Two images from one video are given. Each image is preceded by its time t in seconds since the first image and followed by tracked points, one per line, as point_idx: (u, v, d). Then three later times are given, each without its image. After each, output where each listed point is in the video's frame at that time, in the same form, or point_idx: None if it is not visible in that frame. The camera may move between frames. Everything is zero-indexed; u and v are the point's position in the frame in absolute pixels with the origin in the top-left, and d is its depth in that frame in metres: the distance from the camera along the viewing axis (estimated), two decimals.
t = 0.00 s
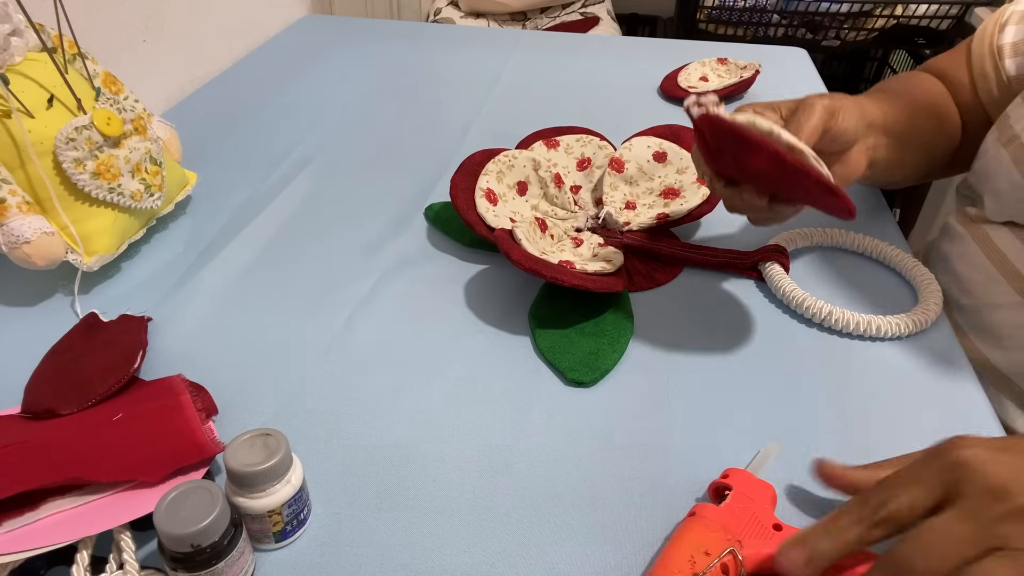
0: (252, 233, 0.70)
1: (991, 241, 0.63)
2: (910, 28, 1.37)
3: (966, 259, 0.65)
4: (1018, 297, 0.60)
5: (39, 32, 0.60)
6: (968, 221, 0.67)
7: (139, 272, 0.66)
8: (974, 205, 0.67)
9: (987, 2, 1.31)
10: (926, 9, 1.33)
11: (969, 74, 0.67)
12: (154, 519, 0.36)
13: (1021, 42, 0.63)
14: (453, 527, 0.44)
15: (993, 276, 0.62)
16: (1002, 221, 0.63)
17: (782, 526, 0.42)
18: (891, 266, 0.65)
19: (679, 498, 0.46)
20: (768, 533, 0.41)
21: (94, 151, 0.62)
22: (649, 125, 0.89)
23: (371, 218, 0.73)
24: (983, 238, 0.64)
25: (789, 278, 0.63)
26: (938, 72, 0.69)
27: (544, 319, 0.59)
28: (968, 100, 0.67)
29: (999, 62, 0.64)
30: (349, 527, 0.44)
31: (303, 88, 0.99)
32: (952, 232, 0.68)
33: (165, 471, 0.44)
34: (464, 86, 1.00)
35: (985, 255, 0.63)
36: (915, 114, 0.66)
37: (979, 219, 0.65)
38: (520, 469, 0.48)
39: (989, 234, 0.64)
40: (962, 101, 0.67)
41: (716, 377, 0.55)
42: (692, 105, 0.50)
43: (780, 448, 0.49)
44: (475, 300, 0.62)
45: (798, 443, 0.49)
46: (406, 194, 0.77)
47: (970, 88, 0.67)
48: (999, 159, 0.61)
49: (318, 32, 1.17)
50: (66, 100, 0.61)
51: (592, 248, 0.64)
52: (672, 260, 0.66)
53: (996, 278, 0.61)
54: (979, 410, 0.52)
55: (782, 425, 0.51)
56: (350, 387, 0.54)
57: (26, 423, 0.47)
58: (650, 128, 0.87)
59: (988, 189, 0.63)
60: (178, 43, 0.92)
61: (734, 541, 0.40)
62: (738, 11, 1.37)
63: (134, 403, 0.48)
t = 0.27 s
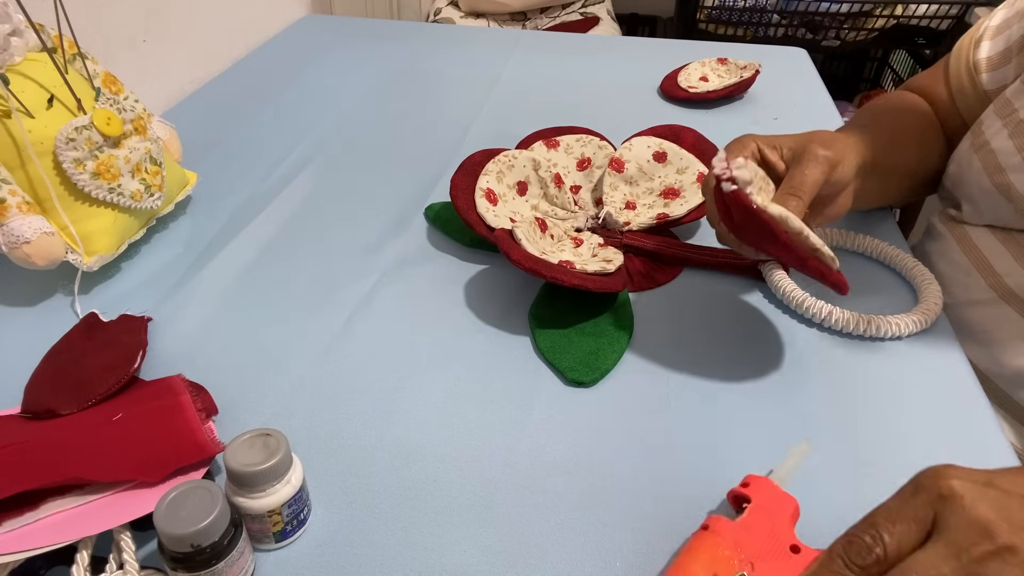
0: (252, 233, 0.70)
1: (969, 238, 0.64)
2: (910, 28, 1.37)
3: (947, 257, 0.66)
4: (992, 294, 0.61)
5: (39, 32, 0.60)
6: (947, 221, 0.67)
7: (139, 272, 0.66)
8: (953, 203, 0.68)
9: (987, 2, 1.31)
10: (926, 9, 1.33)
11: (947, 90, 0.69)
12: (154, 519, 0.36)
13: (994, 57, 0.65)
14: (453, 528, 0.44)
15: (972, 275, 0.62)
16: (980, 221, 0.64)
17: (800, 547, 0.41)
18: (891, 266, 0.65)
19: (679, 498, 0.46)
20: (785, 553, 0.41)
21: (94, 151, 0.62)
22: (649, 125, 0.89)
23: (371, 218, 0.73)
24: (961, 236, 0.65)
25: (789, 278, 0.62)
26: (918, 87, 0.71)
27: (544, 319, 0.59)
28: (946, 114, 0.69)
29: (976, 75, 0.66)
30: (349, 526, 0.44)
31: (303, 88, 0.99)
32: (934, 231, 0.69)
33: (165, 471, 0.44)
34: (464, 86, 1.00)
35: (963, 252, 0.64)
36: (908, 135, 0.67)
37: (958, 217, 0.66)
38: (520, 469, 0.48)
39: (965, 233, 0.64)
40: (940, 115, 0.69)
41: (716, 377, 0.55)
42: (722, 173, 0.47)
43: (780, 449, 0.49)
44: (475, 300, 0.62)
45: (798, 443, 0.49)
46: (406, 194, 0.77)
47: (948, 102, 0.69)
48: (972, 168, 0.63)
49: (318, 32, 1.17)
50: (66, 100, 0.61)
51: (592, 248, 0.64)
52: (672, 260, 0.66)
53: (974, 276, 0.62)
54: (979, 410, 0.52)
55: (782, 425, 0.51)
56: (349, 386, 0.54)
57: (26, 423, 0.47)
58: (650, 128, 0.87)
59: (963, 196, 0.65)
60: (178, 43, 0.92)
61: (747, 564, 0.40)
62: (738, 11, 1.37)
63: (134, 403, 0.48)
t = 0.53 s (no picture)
0: (252, 233, 0.70)
1: (966, 242, 0.64)
2: (911, 28, 1.37)
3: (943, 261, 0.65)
4: (991, 297, 0.61)
5: (39, 32, 0.60)
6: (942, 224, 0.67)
7: (139, 272, 0.66)
8: (950, 207, 0.67)
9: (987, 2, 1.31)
10: (926, 9, 1.33)
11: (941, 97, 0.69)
12: (154, 519, 0.36)
13: (986, 63, 0.65)
14: (452, 528, 0.44)
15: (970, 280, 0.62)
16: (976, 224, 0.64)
17: (824, 535, 0.40)
18: (891, 267, 0.65)
19: (679, 497, 0.46)
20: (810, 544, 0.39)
21: (94, 151, 0.62)
22: (649, 125, 0.89)
23: (370, 218, 0.73)
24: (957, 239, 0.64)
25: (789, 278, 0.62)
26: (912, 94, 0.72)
27: (544, 319, 0.59)
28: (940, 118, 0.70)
29: (970, 82, 0.67)
30: (350, 526, 0.44)
31: (303, 88, 0.99)
32: (930, 233, 0.69)
33: (165, 471, 0.44)
34: (464, 86, 1.00)
35: (960, 256, 0.64)
36: (906, 145, 0.67)
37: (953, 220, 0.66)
38: (520, 470, 0.48)
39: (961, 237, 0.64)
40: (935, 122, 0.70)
41: (716, 377, 0.55)
42: (741, 195, 0.47)
43: (779, 449, 0.49)
44: (475, 300, 0.62)
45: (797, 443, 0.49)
46: (406, 194, 0.77)
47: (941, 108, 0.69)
48: (967, 172, 0.63)
49: (318, 32, 1.17)
50: (66, 100, 0.61)
51: (592, 248, 0.64)
52: (672, 261, 0.66)
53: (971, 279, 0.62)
54: (979, 410, 0.52)
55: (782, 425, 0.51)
56: (349, 387, 0.54)
57: (26, 423, 0.47)
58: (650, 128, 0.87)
59: (958, 201, 0.65)
60: (178, 43, 0.92)
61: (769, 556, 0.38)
62: (738, 11, 1.37)
63: (134, 403, 0.48)
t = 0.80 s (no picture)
0: (252, 233, 0.70)
1: (966, 240, 0.64)
2: (911, 28, 1.37)
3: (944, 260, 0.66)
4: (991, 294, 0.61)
5: (39, 32, 0.60)
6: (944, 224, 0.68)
7: (139, 272, 0.66)
8: (950, 205, 0.68)
9: (987, 3, 1.31)
10: (926, 9, 1.33)
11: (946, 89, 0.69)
12: (154, 519, 0.36)
13: (997, 55, 0.65)
14: (452, 528, 0.44)
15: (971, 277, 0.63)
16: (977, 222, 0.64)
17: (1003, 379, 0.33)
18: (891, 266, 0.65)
19: (679, 497, 0.46)
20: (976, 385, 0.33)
21: (94, 151, 0.62)
22: (648, 125, 0.89)
23: (371, 218, 0.73)
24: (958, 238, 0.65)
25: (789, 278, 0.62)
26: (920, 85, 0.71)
27: (544, 319, 0.59)
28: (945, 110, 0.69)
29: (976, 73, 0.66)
30: (350, 526, 0.44)
31: (303, 88, 0.99)
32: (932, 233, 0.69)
33: (165, 471, 0.44)
34: (464, 86, 1.00)
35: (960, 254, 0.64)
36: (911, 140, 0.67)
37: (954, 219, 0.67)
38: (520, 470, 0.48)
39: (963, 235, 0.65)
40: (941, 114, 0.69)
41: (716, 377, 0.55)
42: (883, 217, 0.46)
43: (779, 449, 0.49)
44: (475, 300, 0.62)
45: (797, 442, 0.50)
46: (406, 194, 0.77)
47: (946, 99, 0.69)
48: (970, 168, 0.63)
49: (318, 32, 1.17)
50: (66, 100, 0.61)
51: (592, 248, 0.64)
52: (672, 260, 0.66)
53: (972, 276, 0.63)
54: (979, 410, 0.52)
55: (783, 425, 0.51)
56: (350, 387, 0.54)
57: (26, 423, 0.47)
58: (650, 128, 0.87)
59: (960, 198, 0.65)
60: (178, 43, 0.92)
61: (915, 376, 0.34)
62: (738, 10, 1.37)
63: (134, 404, 0.48)
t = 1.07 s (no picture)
0: (252, 233, 0.70)
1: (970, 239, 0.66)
2: (911, 28, 1.37)
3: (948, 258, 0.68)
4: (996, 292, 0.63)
5: (39, 32, 0.60)
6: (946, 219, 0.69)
7: (139, 271, 0.66)
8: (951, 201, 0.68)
9: (987, 3, 1.31)
10: (926, 9, 1.33)
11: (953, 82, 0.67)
12: (154, 519, 0.36)
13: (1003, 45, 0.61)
14: (452, 527, 0.44)
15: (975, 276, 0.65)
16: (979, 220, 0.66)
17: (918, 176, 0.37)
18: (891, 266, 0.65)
19: (679, 496, 0.46)
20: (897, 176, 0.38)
21: (94, 151, 0.62)
22: (648, 125, 0.89)
23: (371, 218, 0.73)
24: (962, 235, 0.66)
25: (790, 278, 0.62)
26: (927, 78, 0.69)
27: (544, 319, 0.59)
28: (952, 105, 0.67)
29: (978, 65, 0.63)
30: (350, 527, 0.44)
31: (303, 87, 0.99)
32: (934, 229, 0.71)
33: (165, 471, 0.44)
34: (464, 86, 1.00)
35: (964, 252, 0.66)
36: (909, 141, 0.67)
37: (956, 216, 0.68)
38: (520, 469, 0.48)
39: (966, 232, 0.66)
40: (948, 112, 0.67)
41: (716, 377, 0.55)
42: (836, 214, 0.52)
43: (779, 449, 0.49)
44: (475, 300, 0.62)
45: (797, 441, 0.50)
46: (406, 194, 0.77)
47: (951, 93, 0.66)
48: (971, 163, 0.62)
49: (318, 32, 1.17)
50: (66, 100, 0.61)
51: (592, 248, 0.64)
52: (672, 260, 0.66)
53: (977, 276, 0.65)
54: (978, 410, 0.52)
55: (783, 424, 0.51)
56: (350, 387, 0.54)
57: (26, 423, 0.47)
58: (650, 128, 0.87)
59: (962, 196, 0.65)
60: (178, 43, 0.92)
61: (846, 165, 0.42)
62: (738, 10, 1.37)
63: (134, 404, 0.48)
